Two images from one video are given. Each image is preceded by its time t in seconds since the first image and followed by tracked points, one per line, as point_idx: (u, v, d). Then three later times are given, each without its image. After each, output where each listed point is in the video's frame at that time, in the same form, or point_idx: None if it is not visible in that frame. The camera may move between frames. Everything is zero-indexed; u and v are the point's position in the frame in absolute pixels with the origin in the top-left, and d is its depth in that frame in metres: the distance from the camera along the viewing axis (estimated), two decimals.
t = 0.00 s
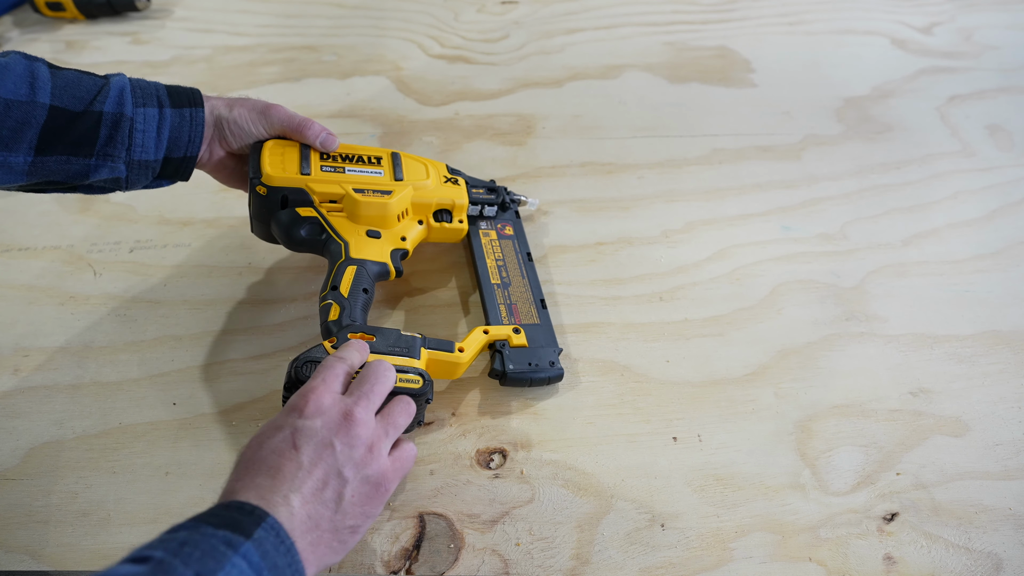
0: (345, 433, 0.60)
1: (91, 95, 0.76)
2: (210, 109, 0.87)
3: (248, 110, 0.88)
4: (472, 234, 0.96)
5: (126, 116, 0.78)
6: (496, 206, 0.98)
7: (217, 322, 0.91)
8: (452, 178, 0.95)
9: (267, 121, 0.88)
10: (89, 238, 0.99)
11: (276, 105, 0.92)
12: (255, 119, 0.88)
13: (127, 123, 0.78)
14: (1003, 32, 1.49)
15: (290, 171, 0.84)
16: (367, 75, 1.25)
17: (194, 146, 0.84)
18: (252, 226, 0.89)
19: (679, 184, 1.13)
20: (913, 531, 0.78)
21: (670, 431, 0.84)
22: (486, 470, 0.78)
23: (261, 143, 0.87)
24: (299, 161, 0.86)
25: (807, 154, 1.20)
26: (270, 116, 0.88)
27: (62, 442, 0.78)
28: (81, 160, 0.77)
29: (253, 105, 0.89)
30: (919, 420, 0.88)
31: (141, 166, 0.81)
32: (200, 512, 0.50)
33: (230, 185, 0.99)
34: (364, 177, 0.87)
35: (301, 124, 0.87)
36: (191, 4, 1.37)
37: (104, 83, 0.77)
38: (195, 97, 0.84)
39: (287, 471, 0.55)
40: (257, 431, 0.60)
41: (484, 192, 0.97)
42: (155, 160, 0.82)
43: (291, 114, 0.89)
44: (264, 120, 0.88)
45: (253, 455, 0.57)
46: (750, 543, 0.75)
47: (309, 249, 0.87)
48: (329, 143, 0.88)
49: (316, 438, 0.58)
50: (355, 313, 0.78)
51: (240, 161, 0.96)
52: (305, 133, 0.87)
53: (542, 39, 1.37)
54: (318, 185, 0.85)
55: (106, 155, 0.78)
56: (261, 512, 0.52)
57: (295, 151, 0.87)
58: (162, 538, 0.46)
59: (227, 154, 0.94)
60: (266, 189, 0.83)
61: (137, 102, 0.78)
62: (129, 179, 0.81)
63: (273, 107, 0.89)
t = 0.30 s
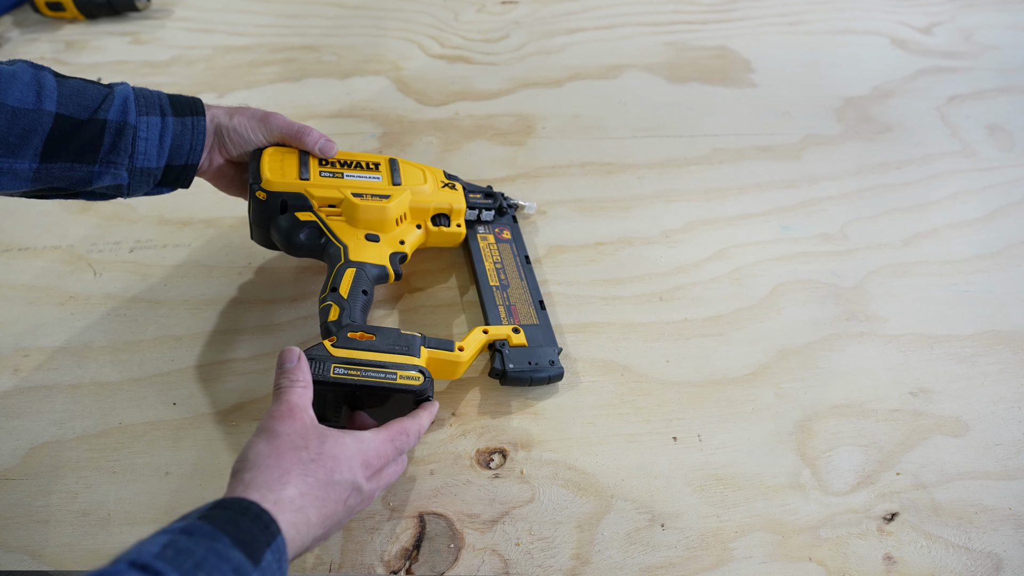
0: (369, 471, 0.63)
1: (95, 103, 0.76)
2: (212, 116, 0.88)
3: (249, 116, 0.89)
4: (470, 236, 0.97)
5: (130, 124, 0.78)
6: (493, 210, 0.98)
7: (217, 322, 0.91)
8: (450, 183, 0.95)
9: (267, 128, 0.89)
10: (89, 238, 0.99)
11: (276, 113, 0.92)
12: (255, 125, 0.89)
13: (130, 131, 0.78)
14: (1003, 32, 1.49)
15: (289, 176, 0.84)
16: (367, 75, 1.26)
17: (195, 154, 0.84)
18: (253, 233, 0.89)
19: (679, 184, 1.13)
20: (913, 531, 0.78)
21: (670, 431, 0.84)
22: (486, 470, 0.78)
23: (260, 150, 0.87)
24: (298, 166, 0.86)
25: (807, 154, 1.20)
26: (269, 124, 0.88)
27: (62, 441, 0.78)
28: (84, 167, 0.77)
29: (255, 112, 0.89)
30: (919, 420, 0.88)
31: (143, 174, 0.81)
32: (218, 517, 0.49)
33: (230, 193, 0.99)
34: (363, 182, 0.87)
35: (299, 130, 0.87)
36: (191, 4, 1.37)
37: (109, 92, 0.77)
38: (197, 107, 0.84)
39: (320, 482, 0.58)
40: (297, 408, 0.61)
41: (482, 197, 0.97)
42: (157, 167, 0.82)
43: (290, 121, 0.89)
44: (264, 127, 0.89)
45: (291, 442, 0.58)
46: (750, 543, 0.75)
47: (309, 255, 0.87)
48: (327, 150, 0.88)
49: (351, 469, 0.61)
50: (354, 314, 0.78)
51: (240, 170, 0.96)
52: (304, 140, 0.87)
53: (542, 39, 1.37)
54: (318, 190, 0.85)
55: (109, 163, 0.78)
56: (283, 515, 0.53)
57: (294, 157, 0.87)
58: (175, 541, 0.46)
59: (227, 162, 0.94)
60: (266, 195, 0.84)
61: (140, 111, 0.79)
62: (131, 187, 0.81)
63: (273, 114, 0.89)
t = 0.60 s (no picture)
0: (361, 457, 0.63)
1: (99, 108, 0.76)
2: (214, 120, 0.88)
3: (250, 121, 0.89)
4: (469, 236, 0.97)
5: (133, 129, 0.78)
6: (492, 210, 0.98)
7: (217, 322, 0.91)
8: (448, 184, 0.95)
9: (269, 132, 0.89)
10: (89, 238, 0.99)
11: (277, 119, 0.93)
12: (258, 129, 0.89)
13: (133, 136, 0.78)
14: (1003, 32, 1.49)
15: (287, 179, 0.85)
16: (367, 75, 1.26)
17: (197, 158, 0.84)
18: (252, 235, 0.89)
19: (679, 184, 1.13)
20: (913, 531, 0.78)
21: (670, 431, 0.84)
22: (486, 470, 0.78)
23: (259, 154, 0.88)
24: (296, 168, 0.86)
25: (807, 154, 1.20)
26: (271, 127, 0.89)
27: (62, 442, 0.78)
28: (87, 172, 0.77)
29: (256, 117, 0.90)
30: (919, 420, 0.88)
31: (145, 178, 0.81)
32: (215, 500, 0.49)
33: (230, 198, 0.99)
34: (360, 183, 0.87)
35: (303, 133, 0.88)
36: (191, 5, 1.37)
37: (113, 96, 0.77)
38: (199, 112, 0.84)
39: (314, 464, 0.58)
40: (293, 399, 0.63)
41: (481, 197, 0.97)
42: (159, 172, 0.82)
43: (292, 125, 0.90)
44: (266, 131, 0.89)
45: (285, 429, 0.59)
46: (750, 543, 0.75)
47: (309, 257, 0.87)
48: (330, 152, 0.89)
49: (344, 453, 0.61)
50: (353, 313, 0.78)
51: (240, 175, 0.96)
52: (307, 142, 0.88)
53: (542, 39, 1.38)
54: (316, 192, 0.85)
55: (112, 167, 0.78)
56: (279, 496, 0.54)
57: (293, 160, 0.87)
58: (173, 523, 0.45)
59: (226, 166, 0.94)
60: (264, 198, 0.84)
61: (143, 116, 0.79)
62: (134, 191, 0.82)
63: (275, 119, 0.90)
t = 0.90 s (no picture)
0: (365, 452, 0.63)
1: (101, 111, 0.76)
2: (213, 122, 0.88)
3: (250, 123, 0.90)
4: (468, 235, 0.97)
5: (134, 131, 0.78)
6: (491, 209, 0.98)
7: (217, 322, 0.91)
8: (447, 184, 0.95)
9: (270, 134, 0.90)
10: (89, 238, 0.99)
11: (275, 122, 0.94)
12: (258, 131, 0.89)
13: (134, 138, 0.78)
14: (1003, 32, 1.49)
15: (285, 181, 0.85)
16: (367, 75, 1.26)
17: (197, 160, 0.84)
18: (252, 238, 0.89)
19: (679, 184, 1.13)
20: (913, 531, 0.78)
21: (670, 431, 0.84)
22: (486, 470, 0.78)
23: (257, 156, 0.88)
24: (294, 170, 0.86)
25: (807, 154, 1.20)
26: (271, 129, 0.90)
27: (62, 442, 0.78)
28: (88, 173, 0.77)
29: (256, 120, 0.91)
30: (919, 420, 0.88)
31: (146, 180, 0.81)
32: (220, 493, 0.49)
33: (228, 200, 0.99)
34: (358, 184, 0.87)
35: (304, 134, 0.89)
36: (191, 5, 1.37)
37: (114, 99, 0.77)
38: (200, 115, 0.84)
39: (319, 458, 0.58)
40: (295, 395, 0.63)
41: (479, 195, 0.97)
42: (160, 174, 0.82)
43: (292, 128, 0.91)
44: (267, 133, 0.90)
45: (289, 421, 0.60)
46: (750, 543, 0.75)
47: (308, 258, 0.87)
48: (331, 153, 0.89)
49: (349, 444, 0.61)
50: (351, 313, 0.78)
51: (238, 177, 0.96)
52: (308, 143, 0.89)
53: (542, 39, 1.38)
54: (314, 193, 0.85)
55: (113, 169, 0.78)
56: (283, 490, 0.54)
57: (291, 162, 0.87)
58: (180, 516, 0.45)
59: (226, 169, 0.94)
60: (262, 200, 0.84)
61: (144, 118, 0.79)
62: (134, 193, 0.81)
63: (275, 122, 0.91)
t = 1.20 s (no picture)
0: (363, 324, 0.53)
1: (103, 104, 0.76)
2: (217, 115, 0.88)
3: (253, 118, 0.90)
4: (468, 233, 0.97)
5: (136, 125, 0.78)
6: (491, 208, 0.98)
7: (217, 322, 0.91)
8: (446, 184, 0.95)
9: (273, 129, 0.90)
10: (89, 238, 0.99)
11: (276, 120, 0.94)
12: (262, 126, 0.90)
13: (136, 132, 0.78)
14: (1003, 31, 1.49)
15: (284, 183, 0.85)
16: (367, 75, 1.26)
17: (199, 154, 0.84)
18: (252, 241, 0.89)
19: (680, 184, 1.13)
20: (913, 531, 0.78)
21: (670, 431, 0.84)
22: (486, 470, 0.78)
23: (256, 160, 0.88)
24: (292, 173, 0.86)
25: (807, 154, 1.20)
26: (274, 125, 0.90)
27: (63, 441, 0.78)
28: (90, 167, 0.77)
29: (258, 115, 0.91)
30: (919, 420, 0.88)
31: (148, 174, 0.81)
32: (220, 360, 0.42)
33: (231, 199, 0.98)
34: (357, 185, 0.88)
35: (308, 133, 0.90)
36: (192, 5, 1.37)
37: (116, 92, 0.77)
38: (202, 108, 0.84)
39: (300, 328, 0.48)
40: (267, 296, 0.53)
41: (479, 195, 0.97)
42: (162, 168, 0.82)
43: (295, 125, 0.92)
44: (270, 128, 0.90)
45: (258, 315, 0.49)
46: (750, 543, 0.75)
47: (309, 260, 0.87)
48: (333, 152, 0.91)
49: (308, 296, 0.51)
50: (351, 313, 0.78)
51: (241, 177, 0.95)
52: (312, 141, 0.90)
53: (542, 39, 1.38)
54: (313, 195, 0.85)
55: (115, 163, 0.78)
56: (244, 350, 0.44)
57: (289, 165, 0.88)
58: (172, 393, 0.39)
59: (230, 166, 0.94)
60: (261, 202, 0.84)
61: (146, 112, 0.79)
62: (136, 187, 0.81)
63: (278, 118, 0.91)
